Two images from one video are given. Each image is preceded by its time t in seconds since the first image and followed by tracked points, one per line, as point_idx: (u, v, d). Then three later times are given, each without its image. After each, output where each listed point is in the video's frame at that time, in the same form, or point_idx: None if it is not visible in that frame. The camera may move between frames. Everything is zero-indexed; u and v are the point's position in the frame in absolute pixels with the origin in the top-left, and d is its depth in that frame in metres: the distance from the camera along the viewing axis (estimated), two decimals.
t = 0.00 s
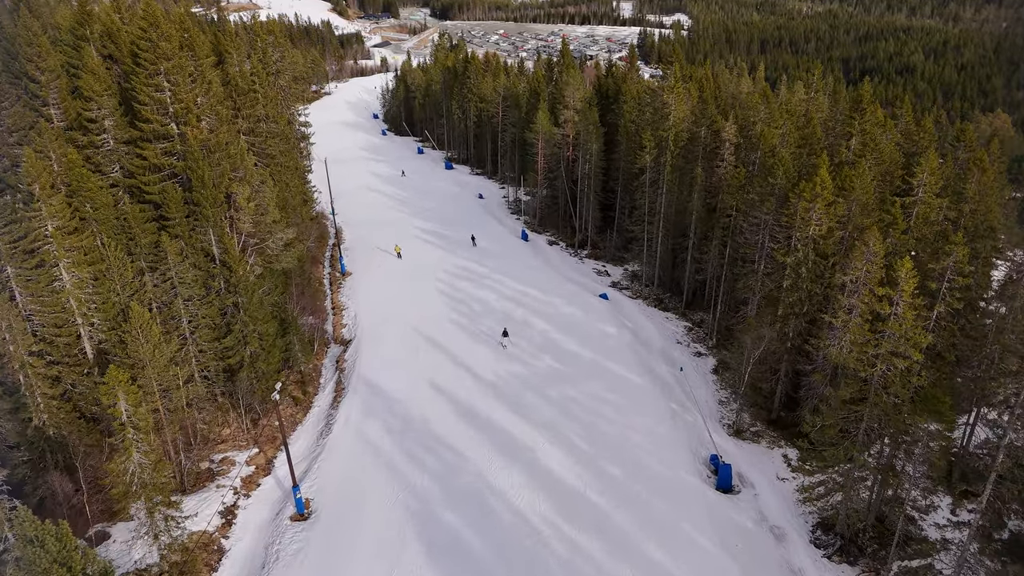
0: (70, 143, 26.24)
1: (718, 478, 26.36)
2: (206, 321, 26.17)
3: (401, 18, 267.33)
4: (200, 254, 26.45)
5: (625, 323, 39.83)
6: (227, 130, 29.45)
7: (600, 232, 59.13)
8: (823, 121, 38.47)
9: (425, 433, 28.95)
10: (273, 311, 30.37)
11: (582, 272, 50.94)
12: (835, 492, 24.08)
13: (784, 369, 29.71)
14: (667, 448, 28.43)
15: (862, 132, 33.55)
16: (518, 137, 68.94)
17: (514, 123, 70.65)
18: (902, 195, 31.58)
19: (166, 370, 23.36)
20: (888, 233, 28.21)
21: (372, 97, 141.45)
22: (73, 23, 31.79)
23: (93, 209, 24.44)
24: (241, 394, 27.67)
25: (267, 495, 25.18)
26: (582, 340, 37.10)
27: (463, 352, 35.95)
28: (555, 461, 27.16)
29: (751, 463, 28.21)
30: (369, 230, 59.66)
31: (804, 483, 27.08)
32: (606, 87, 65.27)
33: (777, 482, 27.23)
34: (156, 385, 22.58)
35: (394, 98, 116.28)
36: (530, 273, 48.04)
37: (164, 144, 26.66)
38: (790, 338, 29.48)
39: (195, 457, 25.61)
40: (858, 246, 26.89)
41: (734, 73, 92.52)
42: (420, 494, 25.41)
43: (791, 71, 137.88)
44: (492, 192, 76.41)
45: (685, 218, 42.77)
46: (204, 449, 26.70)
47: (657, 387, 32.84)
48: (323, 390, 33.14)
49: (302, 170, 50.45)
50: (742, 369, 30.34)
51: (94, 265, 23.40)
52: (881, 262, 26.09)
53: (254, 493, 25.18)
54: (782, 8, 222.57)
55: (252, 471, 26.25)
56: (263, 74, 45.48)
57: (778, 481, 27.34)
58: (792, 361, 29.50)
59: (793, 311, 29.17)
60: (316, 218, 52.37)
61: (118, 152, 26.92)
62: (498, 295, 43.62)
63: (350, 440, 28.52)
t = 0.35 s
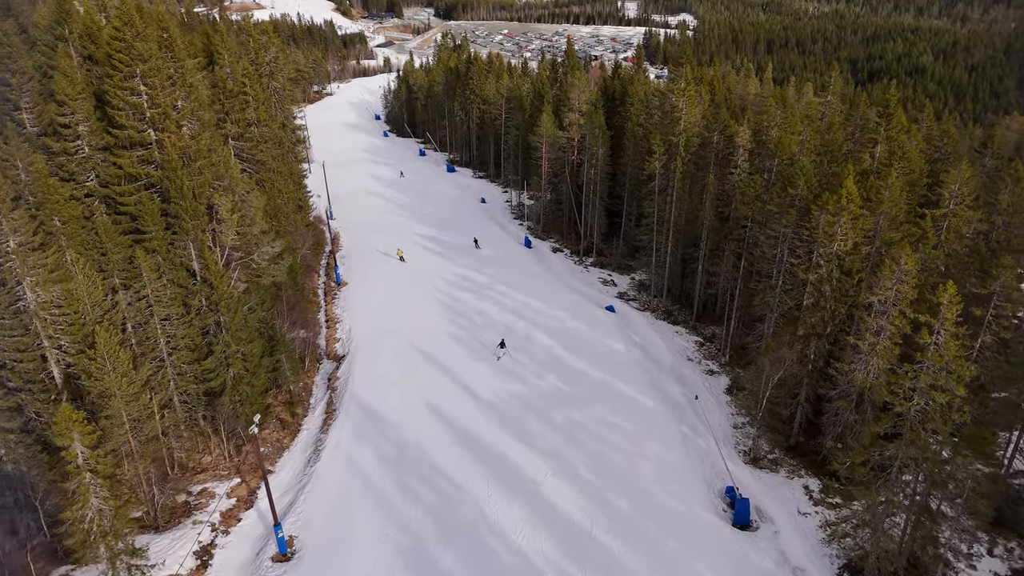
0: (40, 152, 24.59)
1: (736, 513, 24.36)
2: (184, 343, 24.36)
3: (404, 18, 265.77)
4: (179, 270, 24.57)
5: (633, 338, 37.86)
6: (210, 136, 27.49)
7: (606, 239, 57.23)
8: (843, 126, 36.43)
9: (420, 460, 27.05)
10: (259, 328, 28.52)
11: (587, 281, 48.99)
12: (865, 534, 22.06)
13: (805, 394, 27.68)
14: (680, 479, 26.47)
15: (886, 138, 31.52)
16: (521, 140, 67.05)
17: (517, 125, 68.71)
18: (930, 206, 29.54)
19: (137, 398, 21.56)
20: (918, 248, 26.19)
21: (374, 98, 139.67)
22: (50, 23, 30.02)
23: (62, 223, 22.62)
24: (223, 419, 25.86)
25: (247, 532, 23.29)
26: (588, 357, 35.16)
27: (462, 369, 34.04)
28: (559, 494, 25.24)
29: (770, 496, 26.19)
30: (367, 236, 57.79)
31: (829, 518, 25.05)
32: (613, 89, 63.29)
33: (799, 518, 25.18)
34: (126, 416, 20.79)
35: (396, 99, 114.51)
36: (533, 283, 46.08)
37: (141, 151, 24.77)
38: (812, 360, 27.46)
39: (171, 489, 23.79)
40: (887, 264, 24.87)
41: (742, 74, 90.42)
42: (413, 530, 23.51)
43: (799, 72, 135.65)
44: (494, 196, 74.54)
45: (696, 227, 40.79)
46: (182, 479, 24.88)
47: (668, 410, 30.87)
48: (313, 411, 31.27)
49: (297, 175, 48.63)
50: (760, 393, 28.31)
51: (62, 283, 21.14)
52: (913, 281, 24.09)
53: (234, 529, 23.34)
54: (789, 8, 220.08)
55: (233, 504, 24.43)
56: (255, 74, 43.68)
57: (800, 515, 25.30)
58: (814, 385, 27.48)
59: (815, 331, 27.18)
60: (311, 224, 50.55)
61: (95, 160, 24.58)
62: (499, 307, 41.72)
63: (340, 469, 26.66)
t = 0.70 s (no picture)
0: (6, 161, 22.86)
1: (757, 555, 22.38)
2: (160, 366, 22.54)
3: (408, 18, 264.13)
4: (154, 288, 22.71)
5: (642, 355, 35.87)
6: (191, 143, 25.63)
7: (612, 246, 55.33)
8: (865, 132, 34.44)
9: (415, 491, 25.16)
10: (244, 349, 26.70)
11: (593, 291, 47.00)
12: None
13: (831, 422, 25.64)
14: (695, 514, 24.50)
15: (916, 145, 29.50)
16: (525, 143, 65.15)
17: (522, 128, 66.84)
18: (964, 219, 27.54)
19: (104, 430, 19.82)
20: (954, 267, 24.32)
21: (376, 98, 137.81)
22: (25, 23, 28.35)
23: (25, 239, 20.68)
24: (202, 448, 24.05)
25: (224, 574, 21.35)
26: (595, 376, 33.21)
27: (461, 388, 32.11)
28: (564, 531, 23.31)
29: (794, 533, 24.19)
30: (366, 242, 55.96)
31: (858, 560, 23.00)
32: (620, 90, 61.33)
33: (826, 559, 23.15)
34: (88, 452, 19.09)
35: (399, 100, 112.72)
36: (538, 294, 44.10)
37: (114, 160, 23.06)
38: (838, 386, 25.41)
39: (143, 526, 21.97)
40: (922, 284, 22.87)
41: (751, 74, 88.41)
42: (406, 572, 21.61)
43: (808, 73, 133.33)
44: (498, 200, 72.71)
45: (709, 236, 38.83)
46: (157, 514, 23.08)
47: (680, 435, 28.88)
48: (303, 434, 29.37)
49: (292, 180, 46.80)
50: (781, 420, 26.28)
51: (24, 304, 19.23)
52: (951, 304, 22.08)
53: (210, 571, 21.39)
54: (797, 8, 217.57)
55: (211, 542, 22.58)
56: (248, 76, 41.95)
57: (827, 557, 23.25)
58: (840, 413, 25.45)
59: (841, 355, 25.17)
60: (307, 231, 48.69)
61: (65, 168, 22.64)
62: (502, 319, 39.79)
63: (328, 500, 24.76)
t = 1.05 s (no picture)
0: None
1: None
2: (132, 395, 20.66)
3: (413, 17, 262.46)
4: (127, 309, 20.76)
5: (653, 373, 33.89)
6: (169, 151, 23.70)
7: (620, 254, 53.41)
8: (891, 138, 32.45)
9: (409, 528, 23.27)
10: (227, 372, 24.89)
11: (600, 302, 45.01)
12: None
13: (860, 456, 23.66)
14: (713, 556, 22.56)
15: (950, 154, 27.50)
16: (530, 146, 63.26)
17: (526, 130, 64.97)
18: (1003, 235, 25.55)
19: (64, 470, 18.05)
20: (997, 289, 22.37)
21: (379, 99, 136.08)
22: None
23: None
24: (179, 482, 22.24)
25: None
26: (603, 397, 31.24)
27: (461, 410, 30.20)
28: None
29: None
30: (364, 249, 54.20)
31: None
32: (628, 92, 59.39)
33: None
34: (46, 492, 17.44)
35: (401, 100, 110.92)
36: (542, 305, 42.15)
37: (84, 170, 21.07)
38: (868, 417, 23.42)
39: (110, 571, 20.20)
40: (964, 309, 20.84)
41: (761, 74, 86.37)
42: None
43: (817, 73, 131.19)
44: (501, 204, 70.90)
45: (723, 247, 36.87)
46: (127, 556, 21.30)
47: (695, 464, 26.92)
48: (291, 461, 27.59)
49: (289, 186, 45.02)
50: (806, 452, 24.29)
51: None
52: (997, 331, 20.08)
53: None
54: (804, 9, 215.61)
55: None
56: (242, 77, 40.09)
57: None
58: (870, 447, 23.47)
59: (871, 383, 23.27)
60: (302, 238, 46.89)
61: (32, 177, 20.79)
62: (504, 333, 37.86)
63: (315, 538, 22.91)
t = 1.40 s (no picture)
0: None
1: None
2: (98, 429, 18.81)
3: (418, 17, 260.90)
4: (94, 335, 18.84)
5: (666, 394, 31.88)
6: (145, 160, 21.78)
7: (629, 263, 51.42)
8: (921, 146, 30.38)
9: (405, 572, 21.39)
10: (207, 398, 23.03)
11: (609, 315, 43.03)
12: None
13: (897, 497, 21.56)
14: None
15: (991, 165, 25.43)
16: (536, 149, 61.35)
17: (532, 133, 63.09)
18: None
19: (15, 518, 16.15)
20: None
21: (383, 99, 134.46)
22: None
23: None
24: (151, 522, 20.36)
25: None
26: (613, 421, 29.27)
27: (461, 435, 28.28)
28: None
29: None
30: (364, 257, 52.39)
31: None
32: (637, 94, 57.36)
33: None
34: None
35: (405, 101, 109.23)
36: (548, 319, 40.20)
37: (48, 183, 19.10)
38: (907, 455, 21.32)
39: None
40: (1019, 338, 18.77)
41: (773, 76, 84.31)
42: None
43: (827, 75, 128.88)
44: (506, 209, 69.02)
45: (740, 260, 34.81)
46: None
47: (714, 499, 24.93)
48: (279, 492, 25.75)
49: (284, 193, 43.19)
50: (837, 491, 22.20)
51: None
52: None
53: None
54: (812, 9, 213.33)
55: None
56: (235, 80, 38.31)
57: None
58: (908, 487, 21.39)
59: (911, 417, 21.18)
60: (298, 246, 45.08)
61: None
62: (508, 349, 35.92)
63: None
